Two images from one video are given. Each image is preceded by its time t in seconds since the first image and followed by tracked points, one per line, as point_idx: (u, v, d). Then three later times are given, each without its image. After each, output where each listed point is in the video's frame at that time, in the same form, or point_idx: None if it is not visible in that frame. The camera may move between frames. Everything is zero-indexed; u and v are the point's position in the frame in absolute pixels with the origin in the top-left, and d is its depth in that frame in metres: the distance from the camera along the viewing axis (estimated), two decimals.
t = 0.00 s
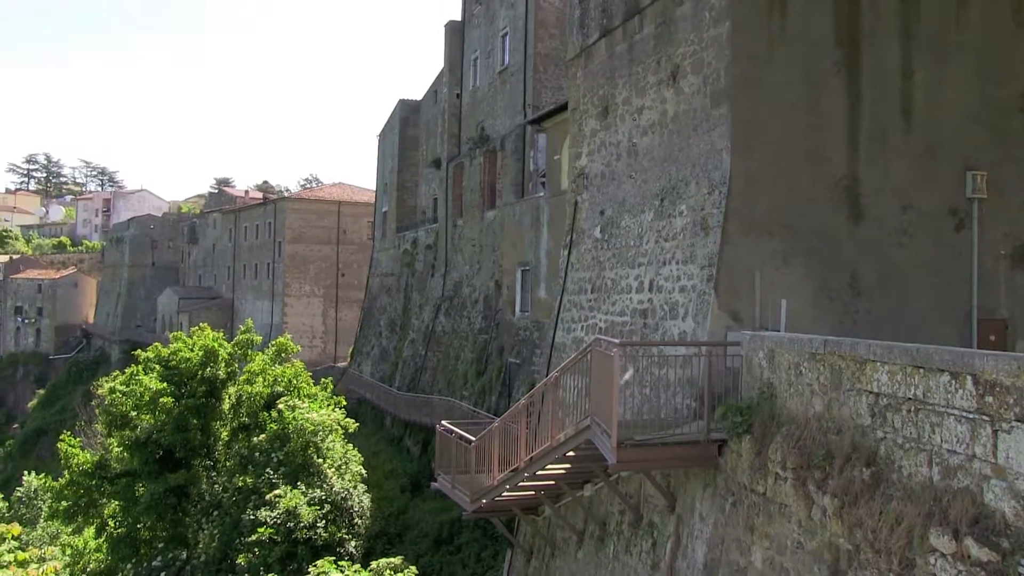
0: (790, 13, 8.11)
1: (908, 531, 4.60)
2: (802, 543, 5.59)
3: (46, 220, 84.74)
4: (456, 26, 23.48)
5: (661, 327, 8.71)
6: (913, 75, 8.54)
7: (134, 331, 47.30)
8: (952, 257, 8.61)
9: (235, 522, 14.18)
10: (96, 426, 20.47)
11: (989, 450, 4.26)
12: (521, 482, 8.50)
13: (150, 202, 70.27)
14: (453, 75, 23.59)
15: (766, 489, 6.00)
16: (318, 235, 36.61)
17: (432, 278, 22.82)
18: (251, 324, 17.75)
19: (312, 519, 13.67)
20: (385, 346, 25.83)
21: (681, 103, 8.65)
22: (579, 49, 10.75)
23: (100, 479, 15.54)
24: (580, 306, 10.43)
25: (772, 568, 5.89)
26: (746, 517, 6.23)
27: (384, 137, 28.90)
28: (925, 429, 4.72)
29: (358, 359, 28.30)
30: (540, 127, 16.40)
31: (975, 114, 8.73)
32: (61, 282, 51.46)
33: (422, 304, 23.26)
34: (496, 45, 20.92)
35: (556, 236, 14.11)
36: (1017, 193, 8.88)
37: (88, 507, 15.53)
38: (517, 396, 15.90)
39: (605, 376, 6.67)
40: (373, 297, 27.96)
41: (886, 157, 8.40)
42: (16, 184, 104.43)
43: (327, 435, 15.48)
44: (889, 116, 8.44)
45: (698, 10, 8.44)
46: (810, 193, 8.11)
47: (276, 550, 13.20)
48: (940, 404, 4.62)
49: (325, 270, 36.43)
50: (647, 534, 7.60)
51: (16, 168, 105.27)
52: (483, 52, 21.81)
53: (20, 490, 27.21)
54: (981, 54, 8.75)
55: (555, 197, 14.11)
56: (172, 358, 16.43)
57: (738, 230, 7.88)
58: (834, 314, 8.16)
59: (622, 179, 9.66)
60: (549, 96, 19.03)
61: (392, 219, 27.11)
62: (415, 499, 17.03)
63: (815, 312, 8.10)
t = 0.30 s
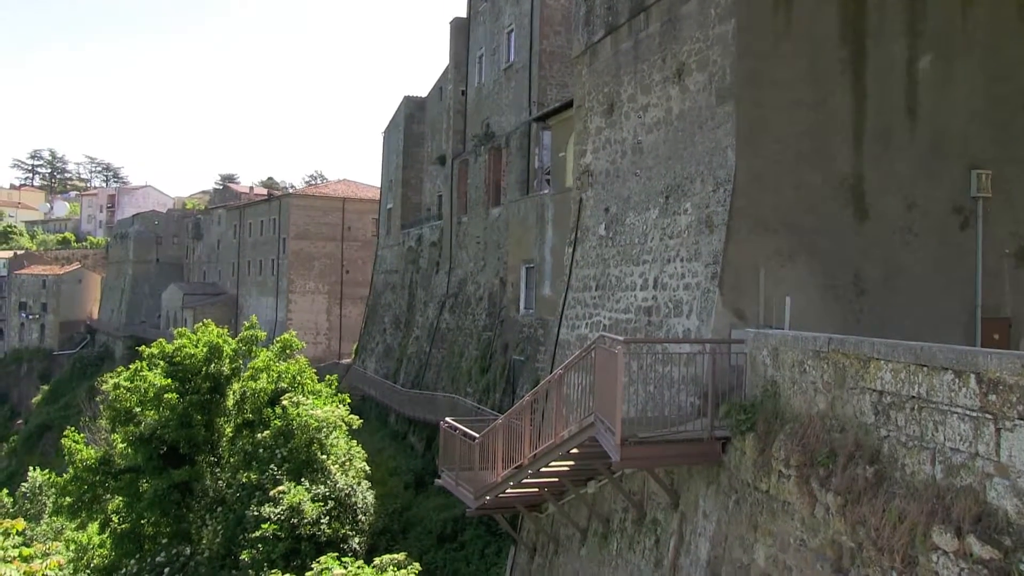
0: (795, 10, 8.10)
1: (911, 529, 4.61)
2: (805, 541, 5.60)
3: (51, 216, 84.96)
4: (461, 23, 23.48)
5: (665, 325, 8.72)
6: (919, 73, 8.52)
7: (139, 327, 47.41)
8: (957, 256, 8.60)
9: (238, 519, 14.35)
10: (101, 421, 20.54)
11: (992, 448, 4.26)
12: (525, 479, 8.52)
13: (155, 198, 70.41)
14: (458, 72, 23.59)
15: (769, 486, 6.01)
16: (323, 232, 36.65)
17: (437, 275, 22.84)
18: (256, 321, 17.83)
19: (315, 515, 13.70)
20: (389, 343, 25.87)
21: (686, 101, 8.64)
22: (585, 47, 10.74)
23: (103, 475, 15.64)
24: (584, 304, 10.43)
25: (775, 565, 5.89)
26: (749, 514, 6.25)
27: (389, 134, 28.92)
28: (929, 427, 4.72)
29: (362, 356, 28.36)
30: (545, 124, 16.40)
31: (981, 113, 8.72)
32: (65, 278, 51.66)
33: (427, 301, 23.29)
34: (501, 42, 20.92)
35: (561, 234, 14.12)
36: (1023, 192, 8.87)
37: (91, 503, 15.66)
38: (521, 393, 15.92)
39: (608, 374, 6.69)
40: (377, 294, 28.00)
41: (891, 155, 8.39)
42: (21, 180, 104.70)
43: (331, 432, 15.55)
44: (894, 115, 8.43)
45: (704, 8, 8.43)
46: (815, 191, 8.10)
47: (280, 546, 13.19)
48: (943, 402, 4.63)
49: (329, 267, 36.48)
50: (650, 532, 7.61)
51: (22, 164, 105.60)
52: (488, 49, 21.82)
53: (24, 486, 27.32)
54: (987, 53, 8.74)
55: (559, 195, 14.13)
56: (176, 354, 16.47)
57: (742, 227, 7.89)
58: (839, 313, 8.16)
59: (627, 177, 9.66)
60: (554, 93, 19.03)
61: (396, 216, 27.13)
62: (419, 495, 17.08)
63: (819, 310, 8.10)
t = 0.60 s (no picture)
0: (801, 5, 8.05)
1: (917, 525, 4.59)
2: (810, 537, 5.58)
3: (57, 211, 85.17)
4: (466, 18, 23.43)
5: (670, 320, 8.70)
6: (925, 69, 8.48)
7: (144, 322, 47.54)
8: (964, 252, 8.56)
9: (244, 513, 14.26)
10: (107, 416, 20.63)
11: (1000, 444, 4.24)
12: (530, 474, 8.52)
13: (160, 193, 70.61)
14: (463, 67, 23.56)
15: (774, 482, 5.99)
16: (328, 227, 36.69)
17: (441, 270, 22.84)
18: (261, 316, 17.86)
19: (320, 510, 13.70)
20: (394, 339, 25.89)
21: (691, 96, 8.61)
22: (589, 42, 10.71)
23: (109, 469, 15.74)
24: (589, 299, 10.41)
25: (780, 562, 5.88)
26: (755, 511, 6.23)
27: (393, 130, 28.91)
28: (935, 423, 4.70)
29: (367, 351, 28.38)
30: (550, 120, 16.38)
31: (988, 109, 8.67)
32: (71, 273, 51.82)
33: (432, 296, 23.31)
34: (506, 38, 20.89)
35: (566, 229, 14.11)
36: None
37: (97, 497, 15.65)
38: (525, 388, 15.93)
39: (613, 369, 6.66)
40: (382, 289, 28.02)
41: (898, 150, 8.35)
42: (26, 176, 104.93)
43: (335, 427, 15.55)
44: (900, 110, 8.38)
45: (709, 3, 8.39)
46: (820, 186, 8.06)
47: (284, 541, 13.22)
48: (950, 398, 4.60)
49: (334, 262, 36.53)
50: (655, 527, 7.61)
51: (28, 159, 105.91)
52: (492, 44, 21.79)
53: (31, 480, 27.43)
54: (995, 48, 8.69)
55: (564, 190, 14.11)
56: (181, 349, 16.50)
57: (747, 223, 7.86)
58: (845, 308, 8.13)
59: (632, 172, 9.63)
60: (559, 88, 19.00)
61: (401, 211, 27.12)
62: (424, 491, 17.10)
63: (824, 305, 8.06)
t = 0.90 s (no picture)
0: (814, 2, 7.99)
1: (931, 528, 4.55)
2: (822, 538, 5.54)
3: (69, 209, 85.60)
4: (476, 16, 23.38)
5: (680, 319, 8.65)
6: (940, 66, 8.39)
7: (156, 319, 47.76)
8: (979, 251, 8.49)
9: (253, 511, 14.37)
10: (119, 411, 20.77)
11: (1016, 447, 4.20)
12: (540, 473, 8.49)
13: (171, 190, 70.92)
14: (473, 65, 23.52)
15: (786, 482, 5.95)
16: (338, 224, 36.75)
17: (452, 268, 22.83)
18: (272, 314, 17.93)
19: (329, 507, 13.67)
20: (404, 336, 25.91)
21: (703, 94, 8.55)
22: (600, 40, 10.66)
23: (121, 464, 15.83)
24: (600, 297, 10.36)
25: (791, 562, 5.84)
26: (766, 511, 6.19)
27: (404, 127, 28.90)
28: (949, 425, 4.66)
29: (377, 348, 28.41)
30: (561, 118, 16.33)
31: (1004, 106, 8.58)
32: (84, 270, 52.15)
33: (442, 294, 23.31)
34: (516, 35, 20.86)
35: (576, 227, 14.07)
36: None
37: (110, 492, 15.86)
38: (535, 386, 15.92)
39: (623, 368, 6.63)
40: (392, 286, 28.04)
41: (911, 149, 8.27)
42: (39, 173, 105.57)
43: (345, 425, 15.57)
44: (914, 108, 8.31)
45: None
46: (832, 184, 8.01)
47: (294, 538, 13.25)
48: (965, 399, 4.56)
49: (345, 260, 36.60)
50: (665, 527, 7.57)
51: (40, 157, 106.61)
52: (503, 42, 21.75)
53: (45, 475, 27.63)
54: (1010, 44, 8.60)
55: (574, 188, 14.07)
56: (192, 345, 16.57)
57: (759, 221, 7.82)
58: (857, 307, 8.07)
59: (643, 170, 9.58)
60: (570, 86, 18.95)
61: (412, 209, 27.12)
62: (433, 488, 17.11)
63: (836, 305, 8.00)
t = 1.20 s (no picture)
0: None
1: (963, 529, 4.51)
2: (850, 537, 5.50)
3: (97, 209, 86.81)
4: (500, 14, 23.38)
5: (706, 317, 8.61)
6: (971, 59, 8.27)
7: (182, 318, 48.33)
8: (1010, 247, 8.37)
9: (280, 507, 14.44)
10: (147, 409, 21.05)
11: None
12: (565, 471, 8.50)
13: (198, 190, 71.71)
14: (497, 63, 23.54)
15: (813, 481, 5.91)
16: (363, 223, 36.96)
17: (476, 266, 22.88)
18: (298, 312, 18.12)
19: (355, 505, 13.74)
20: (429, 335, 26.01)
21: (728, 91, 8.50)
22: (624, 37, 10.62)
23: (149, 462, 16.16)
24: (625, 295, 10.34)
25: (819, 562, 5.79)
26: (793, 510, 6.15)
27: (428, 126, 28.98)
28: (981, 424, 4.60)
29: (402, 346, 28.54)
30: (585, 115, 16.32)
31: None
32: (112, 269, 52.94)
33: (466, 292, 23.37)
34: (540, 33, 20.83)
35: (601, 225, 14.04)
36: None
37: (138, 489, 16.13)
38: (560, 385, 15.93)
39: (649, 366, 6.63)
40: (417, 285, 28.16)
41: (940, 144, 8.16)
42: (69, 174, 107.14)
43: (370, 423, 15.69)
44: (943, 103, 8.20)
45: None
46: (859, 180, 7.92)
47: (320, 535, 13.36)
48: (997, 398, 4.50)
49: (369, 258, 36.82)
50: (691, 525, 7.54)
51: (69, 157, 108.35)
52: (527, 40, 21.74)
53: (75, 472, 28.07)
54: None
55: (599, 186, 14.03)
56: (218, 344, 16.83)
57: (785, 218, 7.77)
58: (885, 304, 7.97)
59: (668, 167, 9.54)
60: (593, 84, 18.92)
61: (436, 207, 27.20)
62: (459, 486, 17.17)
63: (864, 302, 7.90)
